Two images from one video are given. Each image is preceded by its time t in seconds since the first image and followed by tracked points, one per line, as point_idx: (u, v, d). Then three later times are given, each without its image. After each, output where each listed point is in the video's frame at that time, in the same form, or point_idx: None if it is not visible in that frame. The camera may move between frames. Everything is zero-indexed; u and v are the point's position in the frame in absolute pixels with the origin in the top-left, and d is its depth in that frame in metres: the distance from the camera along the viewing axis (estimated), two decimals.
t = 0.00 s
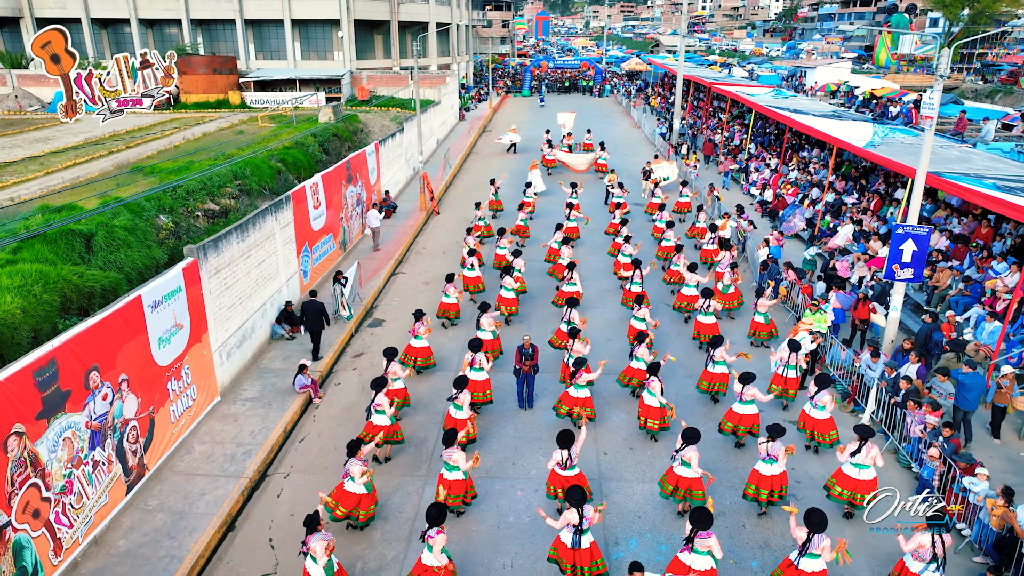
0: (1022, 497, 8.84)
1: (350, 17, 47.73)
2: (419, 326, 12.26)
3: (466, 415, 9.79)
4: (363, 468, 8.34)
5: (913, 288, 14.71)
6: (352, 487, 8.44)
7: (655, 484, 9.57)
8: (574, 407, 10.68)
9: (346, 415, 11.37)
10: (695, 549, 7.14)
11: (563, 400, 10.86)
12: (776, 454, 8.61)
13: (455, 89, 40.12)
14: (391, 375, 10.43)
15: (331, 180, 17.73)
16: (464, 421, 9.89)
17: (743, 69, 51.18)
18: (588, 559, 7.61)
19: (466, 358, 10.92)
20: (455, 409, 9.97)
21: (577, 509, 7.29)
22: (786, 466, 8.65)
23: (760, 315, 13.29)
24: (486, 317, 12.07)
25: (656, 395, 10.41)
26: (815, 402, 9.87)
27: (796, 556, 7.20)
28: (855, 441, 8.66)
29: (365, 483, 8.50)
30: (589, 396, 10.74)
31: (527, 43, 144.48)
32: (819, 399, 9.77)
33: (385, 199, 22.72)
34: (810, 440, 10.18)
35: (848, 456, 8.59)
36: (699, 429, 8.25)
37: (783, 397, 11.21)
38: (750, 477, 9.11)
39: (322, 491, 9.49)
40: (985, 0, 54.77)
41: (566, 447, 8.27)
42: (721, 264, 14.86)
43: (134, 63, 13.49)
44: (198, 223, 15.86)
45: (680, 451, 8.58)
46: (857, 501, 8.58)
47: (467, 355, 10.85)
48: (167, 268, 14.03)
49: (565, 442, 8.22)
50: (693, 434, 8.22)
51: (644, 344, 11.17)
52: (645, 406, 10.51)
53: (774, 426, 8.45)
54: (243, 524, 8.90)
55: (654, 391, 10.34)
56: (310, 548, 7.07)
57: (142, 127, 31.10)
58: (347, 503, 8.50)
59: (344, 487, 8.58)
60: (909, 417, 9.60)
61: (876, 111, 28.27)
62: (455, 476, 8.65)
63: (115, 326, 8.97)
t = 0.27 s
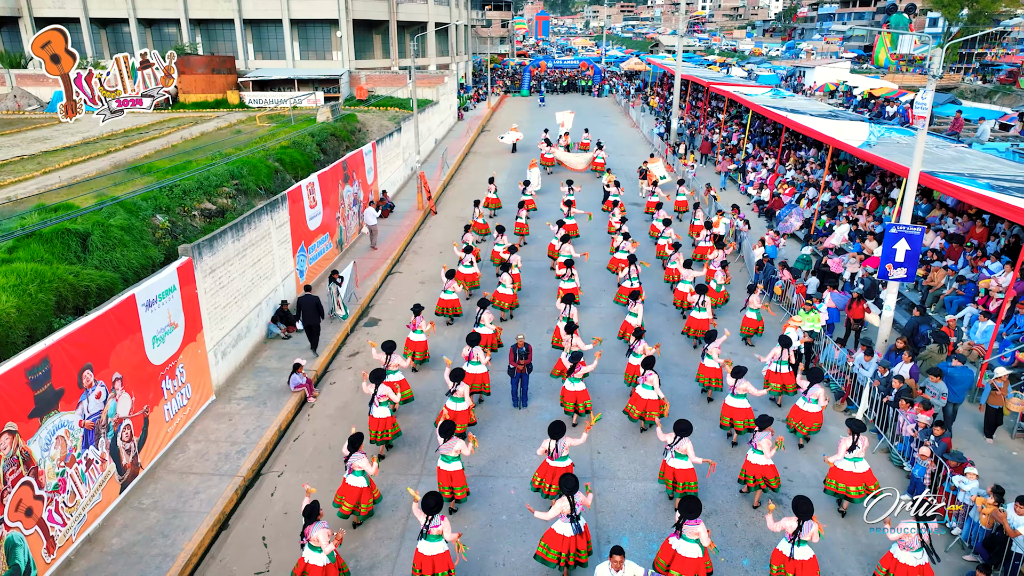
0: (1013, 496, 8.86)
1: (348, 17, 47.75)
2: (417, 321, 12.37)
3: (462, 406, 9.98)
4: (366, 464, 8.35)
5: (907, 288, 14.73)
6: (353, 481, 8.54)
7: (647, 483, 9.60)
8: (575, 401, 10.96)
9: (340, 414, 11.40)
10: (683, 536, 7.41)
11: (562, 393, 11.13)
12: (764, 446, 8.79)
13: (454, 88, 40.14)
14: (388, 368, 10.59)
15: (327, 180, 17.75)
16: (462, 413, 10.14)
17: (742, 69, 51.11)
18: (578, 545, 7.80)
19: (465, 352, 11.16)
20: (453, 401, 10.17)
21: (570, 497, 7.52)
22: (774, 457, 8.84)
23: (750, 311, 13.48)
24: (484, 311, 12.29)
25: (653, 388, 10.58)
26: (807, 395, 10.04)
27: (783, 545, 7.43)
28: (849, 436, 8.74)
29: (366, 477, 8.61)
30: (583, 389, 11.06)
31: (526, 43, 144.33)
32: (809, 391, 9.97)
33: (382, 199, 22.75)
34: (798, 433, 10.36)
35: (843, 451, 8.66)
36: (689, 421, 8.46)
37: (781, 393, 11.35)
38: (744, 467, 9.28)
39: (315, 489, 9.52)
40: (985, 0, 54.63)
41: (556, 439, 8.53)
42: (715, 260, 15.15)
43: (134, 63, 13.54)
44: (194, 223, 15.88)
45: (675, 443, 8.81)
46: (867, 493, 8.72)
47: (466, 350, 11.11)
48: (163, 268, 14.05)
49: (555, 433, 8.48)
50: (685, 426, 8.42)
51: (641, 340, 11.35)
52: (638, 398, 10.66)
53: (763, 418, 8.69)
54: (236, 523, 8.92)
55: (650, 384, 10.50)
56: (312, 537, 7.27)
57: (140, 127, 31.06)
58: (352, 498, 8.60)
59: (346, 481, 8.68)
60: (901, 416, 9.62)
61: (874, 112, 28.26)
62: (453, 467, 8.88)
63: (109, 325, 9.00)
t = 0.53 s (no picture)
0: (1011, 495, 8.87)
1: (348, 17, 47.77)
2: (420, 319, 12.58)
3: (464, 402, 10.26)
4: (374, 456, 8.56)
5: (906, 288, 14.74)
6: (360, 476, 8.69)
7: (646, 482, 9.62)
8: (578, 396, 11.18)
9: (339, 414, 11.42)
10: (684, 532, 7.46)
11: (561, 387, 11.38)
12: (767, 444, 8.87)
13: (453, 88, 40.16)
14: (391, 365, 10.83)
15: (327, 180, 17.77)
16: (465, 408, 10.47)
17: (742, 69, 51.07)
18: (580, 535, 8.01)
19: (465, 350, 11.41)
20: (457, 398, 10.48)
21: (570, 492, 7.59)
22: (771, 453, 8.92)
23: (746, 310, 13.64)
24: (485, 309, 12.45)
25: (654, 385, 10.72)
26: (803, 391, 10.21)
27: (781, 539, 7.54)
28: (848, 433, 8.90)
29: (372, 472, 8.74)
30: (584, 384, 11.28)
31: (527, 43, 144.30)
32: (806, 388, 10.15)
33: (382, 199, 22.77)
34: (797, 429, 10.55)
35: (844, 447, 8.81)
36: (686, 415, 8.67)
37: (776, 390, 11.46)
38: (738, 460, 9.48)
39: (315, 489, 9.54)
40: (985, 0, 54.54)
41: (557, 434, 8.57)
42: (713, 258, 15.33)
43: (135, 63, 13.55)
44: (194, 223, 15.90)
45: (676, 439, 8.93)
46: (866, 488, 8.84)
47: (469, 348, 11.29)
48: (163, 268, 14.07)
49: (558, 429, 8.55)
50: (682, 421, 8.63)
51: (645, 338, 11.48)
52: (637, 394, 10.80)
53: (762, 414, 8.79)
54: (236, 523, 8.94)
55: (652, 381, 10.64)
56: (320, 533, 7.32)
57: (140, 127, 31.05)
58: (359, 493, 8.73)
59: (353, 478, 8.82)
60: (900, 416, 9.61)
61: (874, 112, 28.26)
62: (455, 461, 9.10)
63: (109, 325, 9.02)
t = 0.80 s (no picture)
0: (1012, 496, 8.88)
1: (349, 17, 47.79)
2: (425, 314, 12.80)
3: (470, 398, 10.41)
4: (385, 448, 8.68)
5: (907, 288, 14.75)
6: (373, 470, 8.78)
7: (648, 483, 9.62)
8: (583, 391, 11.31)
9: (341, 414, 11.43)
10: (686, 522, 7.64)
11: (564, 385, 11.47)
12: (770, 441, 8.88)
13: (454, 88, 40.19)
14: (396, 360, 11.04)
15: (328, 180, 17.78)
16: (470, 403, 10.64)
17: (743, 69, 51.06)
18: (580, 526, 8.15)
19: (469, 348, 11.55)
20: (460, 393, 10.66)
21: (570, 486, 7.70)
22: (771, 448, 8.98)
23: (747, 308, 13.90)
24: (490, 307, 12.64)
25: (656, 380, 10.89)
26: (803, 386, 10.33)
27: (781, 531, 7.64)
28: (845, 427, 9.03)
29: (384, 464, 8.85)
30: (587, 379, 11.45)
31: (527, 43, 144.29)
32: (807, 384, 10.26)
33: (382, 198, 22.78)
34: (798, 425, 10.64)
35: (840, 441, 8.95)
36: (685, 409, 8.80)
37: (772, 385, 11.58)
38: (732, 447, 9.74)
39: (316, 489, 9.55)
40: (985, 0, 54.48)
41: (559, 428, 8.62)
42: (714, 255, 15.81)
43: (135, 63, 13.55)
44: (195, 223, 15.91)
45: (678, 434, 9.06)
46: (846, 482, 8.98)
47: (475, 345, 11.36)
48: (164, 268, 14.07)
49: (559, 423, 8.60)
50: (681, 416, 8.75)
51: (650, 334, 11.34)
52: (641, 392, 10.92)
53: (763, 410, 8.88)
54: (238, 523, 8.94)
55: (654, 377, 10.82)
56: (334, 525, 7.42)
57: (141, 127, 31.05)
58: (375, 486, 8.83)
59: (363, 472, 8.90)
60: (901, 416, 9.67)
61: (874, 112, 28.29)
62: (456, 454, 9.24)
63: (111, 326, 9.03)
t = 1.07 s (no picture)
0: (1016, 497, 8.88)
1: (350, 17, 47.81)
2: (432, 312, 12.92)
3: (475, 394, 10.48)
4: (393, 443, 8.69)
5: (909, 289, 14.75)
6: (382, 464, 8.82)
7: (651, 483, 9.62)
8: (587, 387, 11.38)
9: (344, 414, 11.44)
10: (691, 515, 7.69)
11: (568, 383, 11.52)
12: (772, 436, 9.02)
13: (455, 88, 40.20)
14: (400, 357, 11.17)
15: (330, 180, 17.79)
16: (474, 400, 10.70)
17: (744, 69, 51.03)
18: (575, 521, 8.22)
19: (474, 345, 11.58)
20: (465, 389, 10.67)
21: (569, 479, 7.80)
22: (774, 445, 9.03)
23: (750, 306, 13.95)
24: (496, 307, 12.68)
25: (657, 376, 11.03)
26: (802, 383, 10.48)
27: (780, 522, 7.79)
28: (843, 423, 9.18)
29: (391, 458, 8.87)
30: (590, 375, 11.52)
31: (528, 42, 144.28)
32: (807, 380, 10.39)
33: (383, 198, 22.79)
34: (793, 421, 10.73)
35: (838, 436, 9.09)
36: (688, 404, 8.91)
37: (770, 382, 11.69)
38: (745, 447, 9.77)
39: (319, 490, 9.55)
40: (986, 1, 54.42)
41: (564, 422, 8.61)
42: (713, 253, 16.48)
43: (135, 63, 13.55)
44: (197, 223, 15.92)
45: (680, 429, 9.19)
46: (846, 478, 9.13)
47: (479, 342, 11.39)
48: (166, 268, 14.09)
49: (561, 417, 8.59)
50: (684, 412, 8.85)
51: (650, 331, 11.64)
52: (643, 388, 11.07)
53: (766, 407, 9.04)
54: (241, 523, 8.95)
55: (655, 373, 10.94)
56: (346, 518, 7.54)
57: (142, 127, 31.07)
58: (385, 481, 8.90)
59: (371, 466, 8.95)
60: (903, 417, 9.70)
61: (876, 112, 28.29)
62: (459, 449, 9.31)
63: (114, 326, 9.04)
